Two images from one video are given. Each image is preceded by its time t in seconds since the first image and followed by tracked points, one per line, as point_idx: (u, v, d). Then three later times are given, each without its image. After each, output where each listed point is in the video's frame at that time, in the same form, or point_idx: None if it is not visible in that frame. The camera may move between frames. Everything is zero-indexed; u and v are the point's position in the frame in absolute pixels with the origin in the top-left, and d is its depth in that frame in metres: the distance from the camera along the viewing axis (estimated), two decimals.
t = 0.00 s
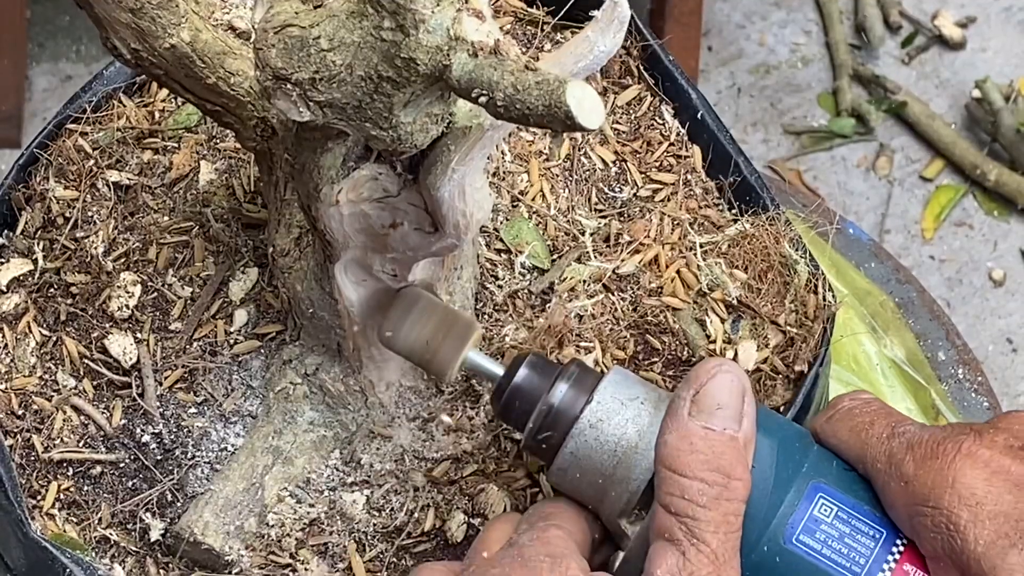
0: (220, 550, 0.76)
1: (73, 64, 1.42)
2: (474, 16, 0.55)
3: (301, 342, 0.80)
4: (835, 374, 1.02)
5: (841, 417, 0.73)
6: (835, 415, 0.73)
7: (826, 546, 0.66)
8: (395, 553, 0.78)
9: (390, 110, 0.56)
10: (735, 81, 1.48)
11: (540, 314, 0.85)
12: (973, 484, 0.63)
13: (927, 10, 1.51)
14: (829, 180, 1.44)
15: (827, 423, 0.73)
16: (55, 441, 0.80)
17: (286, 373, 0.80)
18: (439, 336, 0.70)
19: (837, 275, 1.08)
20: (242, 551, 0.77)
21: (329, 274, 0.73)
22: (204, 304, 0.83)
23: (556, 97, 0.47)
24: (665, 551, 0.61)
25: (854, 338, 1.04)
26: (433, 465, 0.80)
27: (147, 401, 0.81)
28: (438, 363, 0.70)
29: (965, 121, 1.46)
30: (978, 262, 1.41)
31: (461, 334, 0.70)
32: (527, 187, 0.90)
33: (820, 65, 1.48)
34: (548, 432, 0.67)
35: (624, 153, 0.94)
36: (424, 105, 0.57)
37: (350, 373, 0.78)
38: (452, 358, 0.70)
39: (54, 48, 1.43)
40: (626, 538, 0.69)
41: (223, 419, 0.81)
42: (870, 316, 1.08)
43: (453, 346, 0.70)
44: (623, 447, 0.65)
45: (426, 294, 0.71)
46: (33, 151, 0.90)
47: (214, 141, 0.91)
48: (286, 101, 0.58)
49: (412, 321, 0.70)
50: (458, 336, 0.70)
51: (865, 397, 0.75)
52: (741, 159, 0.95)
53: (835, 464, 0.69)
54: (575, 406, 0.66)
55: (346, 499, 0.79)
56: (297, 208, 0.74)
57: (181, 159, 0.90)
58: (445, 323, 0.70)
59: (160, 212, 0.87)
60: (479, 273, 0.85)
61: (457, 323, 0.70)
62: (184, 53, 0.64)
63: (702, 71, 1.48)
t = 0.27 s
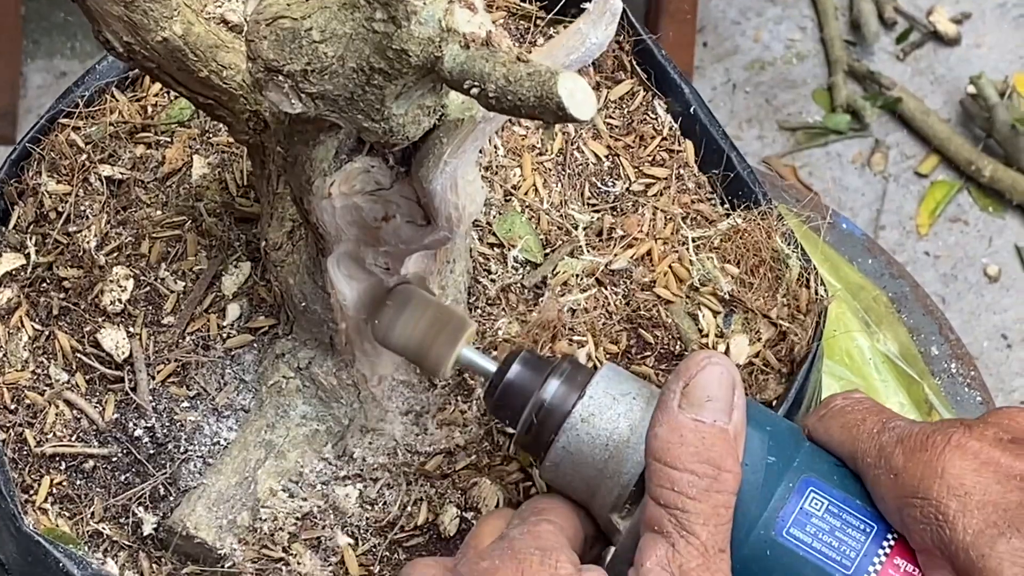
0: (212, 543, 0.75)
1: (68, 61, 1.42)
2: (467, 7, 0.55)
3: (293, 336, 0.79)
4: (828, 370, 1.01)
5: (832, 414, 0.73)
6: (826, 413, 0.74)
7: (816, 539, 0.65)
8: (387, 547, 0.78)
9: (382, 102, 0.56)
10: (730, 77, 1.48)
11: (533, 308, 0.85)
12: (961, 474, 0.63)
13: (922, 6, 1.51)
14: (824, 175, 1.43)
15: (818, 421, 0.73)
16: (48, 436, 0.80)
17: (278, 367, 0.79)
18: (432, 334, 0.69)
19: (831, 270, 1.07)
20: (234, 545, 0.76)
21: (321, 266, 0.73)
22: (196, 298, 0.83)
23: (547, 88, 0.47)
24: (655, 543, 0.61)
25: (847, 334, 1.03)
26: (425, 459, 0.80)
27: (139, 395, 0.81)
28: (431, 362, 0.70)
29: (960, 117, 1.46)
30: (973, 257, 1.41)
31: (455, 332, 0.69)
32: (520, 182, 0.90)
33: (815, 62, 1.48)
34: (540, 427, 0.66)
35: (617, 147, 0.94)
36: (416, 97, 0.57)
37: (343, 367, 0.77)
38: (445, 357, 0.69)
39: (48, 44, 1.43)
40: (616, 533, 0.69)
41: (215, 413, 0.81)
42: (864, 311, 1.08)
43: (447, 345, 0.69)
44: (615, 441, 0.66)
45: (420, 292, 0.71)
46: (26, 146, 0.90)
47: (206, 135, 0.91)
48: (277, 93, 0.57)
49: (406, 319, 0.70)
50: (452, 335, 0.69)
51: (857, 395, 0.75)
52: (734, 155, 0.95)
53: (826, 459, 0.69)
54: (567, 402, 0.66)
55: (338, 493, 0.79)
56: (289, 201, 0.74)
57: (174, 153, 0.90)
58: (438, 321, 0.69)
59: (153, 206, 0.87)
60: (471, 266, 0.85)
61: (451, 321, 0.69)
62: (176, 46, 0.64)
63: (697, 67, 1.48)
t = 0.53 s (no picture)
0: (208, 541, 0.76)
1: (64, 59, 1.42)
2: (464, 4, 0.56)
3: (290, 334, 0.80)
4: (824, 367, 1.01)
5: (828, 418, 0.74)
6: (822, 417, 0.75)
7: (810, 536, 0.66)
8: (384, 544, 0.78)
9: (378, 100, 0.56)
10: (727, 75, 1.48)
11: (529, 306, 0.85)
12: (954, 468, 0.63)
13: (918, 3, 1.51)
14: (821, 172, 1.44)
15: (814, 425, 0.75)
16: (45, 433, 0.80)
17: (276, 364, 0.79)
18: (427, 336, 0.70)
19: (828, 267, 1.08)
20: (231, 542, 0.77)
21: (317, 265, 0.73)
22: (193, 296, 0.83)
23: (543, 87, 0.47)
24: (649, 540, 0.62)
25: (843, 331, 1.03)
26: (422, 456, 0.80)
27: (136, 393, 0.81)
28: (428, 363, 0.71)
29: (957, 115, 1.46)
30: (970, 255, 1.41)
31: (451, 334, 0.71)
32: (516, 179, 0.90)
33: (811, 59, 1.48)
34: (535, 428, 0.67)
35: (613, 144, 0.94)
36: (412, 96, 0.57)
37: (340, 364, 0.77)
38: (441, 358, 0.70)
39: (45, 43, 1.42)
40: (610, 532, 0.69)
41: (212, 410, 0.81)
42: (860, 308, 1.08)
43: (443, 346, 0.70)
44: (610, 439, 0.66)
45: (417, 295, 0.72)
46: (23, 144, 0.90)
47: (203, 133, 0.91)
48: (273, 92, 0.57)
49: (403, 319, 0.70)
50: (448, 336, 0.71)
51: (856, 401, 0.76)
52: (730, 152, 0.95)
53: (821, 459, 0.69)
54: (561, 403, 0.67)
55: (335, 490, 0.79)
56: (285, 199, 0.74)
57: (170, 151, 0.90)
58: (434, 323, 0.70)
59: (149, 204, 0.87)
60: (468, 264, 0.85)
61: (447, 324, 0.71)
62: (172, 45, 0.64)
63: (694, 65, 1.48)
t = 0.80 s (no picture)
0: (211, 543, 0.75)
1: (63, 58, 1.42)
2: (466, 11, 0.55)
3: (292, 336, 0.80)
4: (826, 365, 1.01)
5: (827, 430, 0.76)
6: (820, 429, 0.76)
7: (810, 531, 0.65)
8: (386, 546, 0.78)
9: (379, 107, 0.56)
10: (726, 73, 1.48)
11: (532, 307, 0.85)
12: (957, 459, 0.66)
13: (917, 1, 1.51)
14: (821, 171, 1.44)
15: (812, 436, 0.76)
16: (46, 435, 0.80)
17: (277, 366, 0.79)
18: (428, 345, 0.71)
19: (830, 266, 1.08)
20: (234, 545, 0.77)
21: (319, 269, 0.73)
22: (195, 297, 0.83)
23: (546, 95, 0.47)
24: (638, 547, 0.61)
25: (847, 330, 1.03)
26: (423, 459, 0.80)
27: (138, 395, 0.81)
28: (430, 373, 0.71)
29: (956, 113, 1.46)
30: (970, 253, 1.41)
31: (451, 342, 0.71)
32: (518, 179, 0.90)
33: (811, 57, 1.48)
34: (536, 436, 0.67)
35: (615, 144, 0.94)
36: (414, 102, 0.57)
37: (341, 366, 0.77)
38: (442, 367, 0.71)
39: (45, 43, 1.42)
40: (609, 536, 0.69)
41: (214, 412, 0.81)
42: (862, 306, 1.08)
43: (443, 354, 0.71)
44: (611, 445, 0.66)
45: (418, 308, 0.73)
46: (24, 144, 0.90)
47: (204, 134, 0.91)
48: (275, 98, 0.56)
49: (405, 333, 0.71)
50: (449, 345, 0.71)
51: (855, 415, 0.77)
52: (731, 152, 0.95)
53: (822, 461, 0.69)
54: (560, 411, 0.67)
55: (338, 492, 0.79)
56: (287, 202, 0.74)
57: (172, 151, 0.90)
58: (434, 332, 0.71)
59: (150, 205, 0.87)
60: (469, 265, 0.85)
61: (447, 332, 0.71)
62: (173, 48, 0.64)
63: (693, 63, 1.48)
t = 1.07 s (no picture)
0: (209, 544, 0.76)
1: (60, 56, 1.41)
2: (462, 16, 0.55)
3: (289, 337, 0.80)
4: (823, 364, 1.01)
5: (834, 407, 0.73)
6: (827, 404, 0.73)
7: (817, 542, 0.67)
8: (384, 547, 0.78)
9: (376, 111, 0.56)
10: (724, 71, 1.48)
11: (529, 307, 0.85)
12: (965, 474, 0.62)
13: None
14: (818, 169, 1.44)
15: (819, 411, 0.73)
16: (44, 436, 0.80)
17: (275, 367, 0.79)
18: (426, 346, 0.67)
19: (827, 265, 1.08)
20: (231, 545, 0.77)
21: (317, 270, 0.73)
22: (192, 298, 0.83)
23: (542, 101, 0.47)
24: (643, 565, 0.63)
25: (842, 327, 1.04)
26: (421, 460, 0.80)
27: (136, 395, 0.81)
28: (428, 373, 0.68)
29: (954, 111, 1.46)
30: (967, 251, 1.41)
31: (451, 342, 0.67)
32: (516, 179, 0.90)
33: (809, 56, 1.48)
34: (539, 434, 0.66)
35: (612, 143, 0.94)
36: (411, 106, 0.57)
37: (339, 367, 0.78)
38: (441, 367, 0.67)
39: (42, 41, 1.42)
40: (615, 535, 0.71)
41: (212, 413, 0.81)
42: (859, 305, 1.08)
43: (442, 355, 0.67)
44: (614, 449, 0.66)
45: (413, 307, 0.69)
46: (22, 144, 0.90)
47: (202, 134, 0.91)
48: (271, 102, 0.57)
49: (399, 331, 0.67)
50: (448, 345, 0.67)
51: (858, 380, 0.75)
52: (730, 151, 0.95)
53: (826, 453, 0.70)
54: (565, 407, 0.66)
55: (336, 493, 0.79)
56: (284, 203, 0.74)
57: (169, 151, 0.90)
58: (433, 332, 0.67)
59: (148, 205, 0.87)
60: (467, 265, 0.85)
61: (445, 331, 0.68)
62: (171, 50, 0.64)
63: (691, 61, 1.48)
